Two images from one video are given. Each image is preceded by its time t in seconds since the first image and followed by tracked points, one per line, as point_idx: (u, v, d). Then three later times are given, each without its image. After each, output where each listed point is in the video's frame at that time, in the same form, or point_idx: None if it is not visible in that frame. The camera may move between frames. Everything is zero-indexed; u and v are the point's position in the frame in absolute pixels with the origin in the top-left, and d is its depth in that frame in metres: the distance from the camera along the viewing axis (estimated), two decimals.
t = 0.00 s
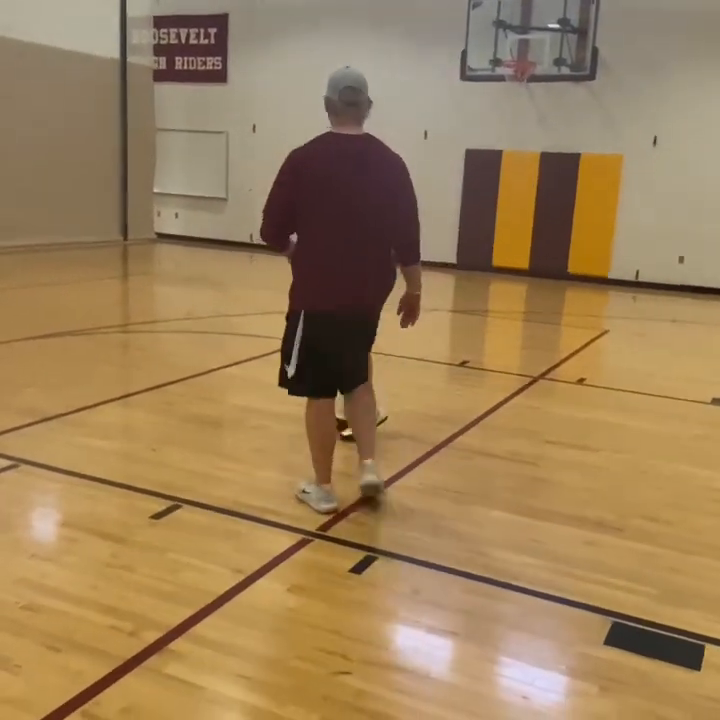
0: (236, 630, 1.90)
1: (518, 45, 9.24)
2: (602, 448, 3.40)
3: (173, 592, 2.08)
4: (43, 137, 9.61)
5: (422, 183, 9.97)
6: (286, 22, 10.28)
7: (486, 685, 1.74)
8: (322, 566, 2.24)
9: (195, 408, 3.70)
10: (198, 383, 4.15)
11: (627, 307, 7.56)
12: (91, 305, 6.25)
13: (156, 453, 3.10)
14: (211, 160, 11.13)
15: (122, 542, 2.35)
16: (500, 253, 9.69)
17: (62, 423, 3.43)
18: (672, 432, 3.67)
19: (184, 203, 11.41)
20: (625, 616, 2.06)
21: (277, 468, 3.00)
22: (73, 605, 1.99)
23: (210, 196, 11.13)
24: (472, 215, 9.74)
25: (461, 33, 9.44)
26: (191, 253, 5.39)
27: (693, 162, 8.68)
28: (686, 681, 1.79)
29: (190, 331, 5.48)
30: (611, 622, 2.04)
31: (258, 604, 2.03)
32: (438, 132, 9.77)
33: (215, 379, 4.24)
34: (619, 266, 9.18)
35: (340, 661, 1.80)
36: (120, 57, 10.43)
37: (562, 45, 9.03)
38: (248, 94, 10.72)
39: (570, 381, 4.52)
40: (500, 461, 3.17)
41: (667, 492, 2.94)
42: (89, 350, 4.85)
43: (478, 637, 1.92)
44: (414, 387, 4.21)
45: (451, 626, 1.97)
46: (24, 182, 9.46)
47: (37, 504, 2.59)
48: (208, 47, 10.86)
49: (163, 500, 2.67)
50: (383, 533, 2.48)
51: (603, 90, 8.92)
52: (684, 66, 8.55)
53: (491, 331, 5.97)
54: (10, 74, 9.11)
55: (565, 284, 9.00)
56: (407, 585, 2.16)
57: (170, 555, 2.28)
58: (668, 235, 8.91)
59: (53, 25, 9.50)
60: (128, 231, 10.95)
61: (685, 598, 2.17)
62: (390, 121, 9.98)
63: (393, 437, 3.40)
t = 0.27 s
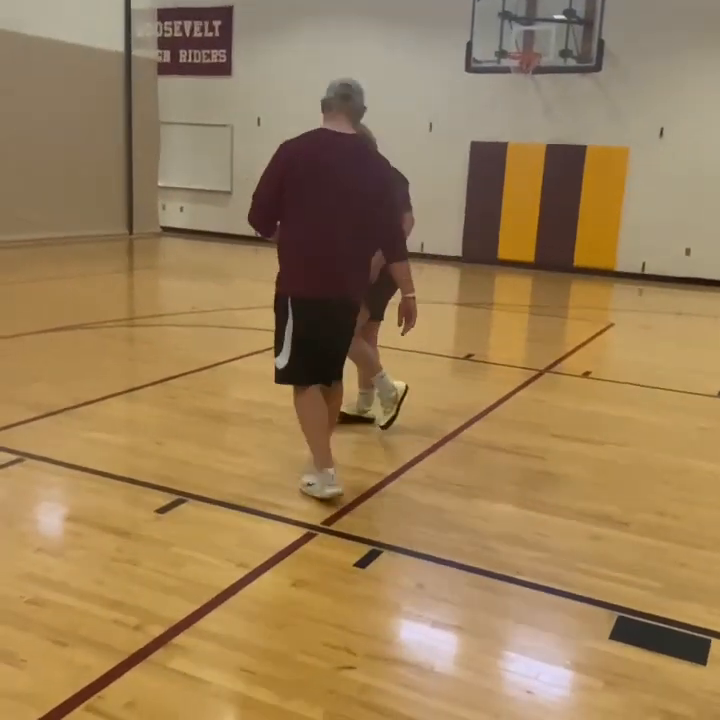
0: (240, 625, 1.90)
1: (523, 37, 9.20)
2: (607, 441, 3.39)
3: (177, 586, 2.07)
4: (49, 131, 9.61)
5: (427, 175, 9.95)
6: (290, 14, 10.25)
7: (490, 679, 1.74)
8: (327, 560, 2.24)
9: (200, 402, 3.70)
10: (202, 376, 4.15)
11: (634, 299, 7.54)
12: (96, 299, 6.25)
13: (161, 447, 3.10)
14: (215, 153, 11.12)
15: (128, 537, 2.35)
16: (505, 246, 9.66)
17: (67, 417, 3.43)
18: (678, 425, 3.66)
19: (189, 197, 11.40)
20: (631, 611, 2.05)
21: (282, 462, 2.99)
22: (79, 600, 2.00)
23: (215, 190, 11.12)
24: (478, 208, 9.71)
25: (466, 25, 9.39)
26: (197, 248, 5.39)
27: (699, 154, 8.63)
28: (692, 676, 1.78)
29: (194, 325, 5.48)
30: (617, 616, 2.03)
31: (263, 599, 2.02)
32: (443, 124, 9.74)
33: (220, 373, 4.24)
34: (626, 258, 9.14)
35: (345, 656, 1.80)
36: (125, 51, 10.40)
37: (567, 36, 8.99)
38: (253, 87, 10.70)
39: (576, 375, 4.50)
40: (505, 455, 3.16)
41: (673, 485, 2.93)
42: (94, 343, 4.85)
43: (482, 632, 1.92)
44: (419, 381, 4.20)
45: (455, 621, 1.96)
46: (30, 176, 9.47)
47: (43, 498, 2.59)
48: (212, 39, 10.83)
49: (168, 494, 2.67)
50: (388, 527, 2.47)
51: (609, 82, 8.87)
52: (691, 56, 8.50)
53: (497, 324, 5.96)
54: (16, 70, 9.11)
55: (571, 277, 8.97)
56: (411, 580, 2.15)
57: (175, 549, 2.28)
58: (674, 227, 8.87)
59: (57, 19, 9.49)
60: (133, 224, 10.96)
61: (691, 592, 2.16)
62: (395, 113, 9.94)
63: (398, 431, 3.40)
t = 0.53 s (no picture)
0: (248, 621, 1.91)
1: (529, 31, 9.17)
2: (615, 436, 3.38)
3: (186, 583, 2.08)
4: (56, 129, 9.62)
5: (433, 171, 9.93)
6: (296, 9, 10.23)
7: (499, 675, 1.74)
8: (334, 557, 2.24)
9: (206, 398, 3.70)
10: (209, 373, 4.16)
11: (641, 294, 7.51)
12: (103, 296, 6.26)
13: (168, 444, 3.11)
14: (221, 150, 11.11)
15: (135, 533, 2.36)
16: (512, 241, 9.64)
17: (75, 414, 3.44)
18: (686, 420, 3.65)
19: (195, 194, 11.39)
20: (639, 607, 2.04)
21: (289, 458, 3.00)
22: (88, 597, 2.00)
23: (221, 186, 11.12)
24: (484, 203, 9.68)
25: (471, 20, 9.37)
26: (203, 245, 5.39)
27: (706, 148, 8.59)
28: (700, 672, 1.78)
29: (201, 321, 5.49)
30: (625, 612, 2.03)
31: (272, 595, 2.03)
32: (450, 120, 9.71)
33: (227, 369, 4.24)
34: (633, 252, 9.10)
35: (353, 652, 1.80)
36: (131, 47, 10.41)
37: (574, 30, 8.95)
38: (258, 83, 10.68)
39: (583, 369, 4.49)
40: (512, 450, 3.15)
41: (680, 481, 2.92)
42: (101, 341, 4.86)
43: (491, 628, 1.92)
44: (426, 376, 4.20)
45: (464, 617, 1.96)
46: (37, 174, 9.48)
47: (52, 495, 2.60)
48: (218, 36, 10.82)
49: (175, 491, 2.67)
50: (396, 523, 2.47)
51: (616, 76, 8.83)
52: (698, 49, 8.45)
53: (503, 320, 5.94)
54: (23, 67, 9.12)
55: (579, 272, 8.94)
56: (419, 576, 2.15)
57: (183, 546, 2.28)
58: (682, 221, 8.83)
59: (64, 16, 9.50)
60: (140, 221, 10.97)
61: (700, 587, 2.16)
62: (401, 109, 9.92)
63: (405, 427, 3.39)
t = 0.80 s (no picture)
0: (258, 619, 1.91)
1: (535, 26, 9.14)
2: (623, 432, 3.37)
3: (195, 580, 2.08)
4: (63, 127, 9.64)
5: (439, 166, 9.91)
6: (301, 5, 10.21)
7: (508, 672, 1.73)
8: (343, 554, 2.24)
9: (214, 396, 3.70)
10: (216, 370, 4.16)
11: (649, 289, 7.48)
12: (110, 294, 6.27)
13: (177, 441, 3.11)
14: (227, 147, 11.11)
15: (145, 530, 2.37)
16: (519, 236, 9.61)
17: (83, 412, 3.45)
18: (695, 416, 3.63)
19: (202, 191, 11.40)
20: (649, 603, 2.04)
21: (298, 456, 2.99)
22: (97, 595, 2.01)
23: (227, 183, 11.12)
24: (491, 198, 9.66)
25: (477, 15, 9.34)
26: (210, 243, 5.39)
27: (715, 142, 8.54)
28: (712, 669, 1.77)
29: (208, 319, 5.49)
30: (635, 609, 2.02)
31: (281, 593, 2.03)
32: (456, 115, 9.68)
33: (234, 367, 4.25)
34: (641, 247, 9.06)
35: (363, 649, 1.80)
36: (137, 45, 10.40)
37: (580, 24, 8.91)
38: (264, 80, 10.67)
39: (591, 365, 4.48)
40: (521, 447, 3.15)
41: (690, 476, 2.91)
42: (109, 339, 4.87)
43: (500, 625, 1.92)
44: (433, 373, 4.19)
45: (473, 614, 1.96)
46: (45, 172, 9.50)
47: (61, 493, 2.61)
48: (223, 32, 10.81)
49: (184, 488, 2.67)
50: (404, 521, 2.47)
51: (623, 70, 8.79)
52: (706, 42, 8.39)
53: (510, 316, 5.93)
54: (30, 66, 9.13)
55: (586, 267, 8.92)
56: (428, 573, 2.15)
57: (192, 543, 2.29)
58: (690, 215, 8.78)
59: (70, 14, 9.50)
60: (148, 219, 10.99)
61: (711, 584, 2.15)
62: (406, 105, 9.89)
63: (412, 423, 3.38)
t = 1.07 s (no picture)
0: (267, 616, 1.90)
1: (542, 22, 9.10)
2: (632, 428, 3.35)
3: (205, 577, 2.08)
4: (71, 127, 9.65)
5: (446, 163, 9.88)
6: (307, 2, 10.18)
7: (518, 669, 1.73)
8: (352, 551, 2.23)
9: (222, 394, 3.70)
10: (224, 368, 4.16)
11: (657, 285, 7.45)
12: (118, 292, 6.28)
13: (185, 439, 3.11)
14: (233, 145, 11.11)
15: (154, 528, 2.37)
16: (526, 233, 9.58)
17: (91, 410, 3.46)
18: (704, 411, 3.61)
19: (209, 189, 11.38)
20: (660, 600, 2.02)
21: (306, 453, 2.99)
22: (107, 593, 2.01)
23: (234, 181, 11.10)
24: (498, 195, 9.63)
25: (483, 11, 9.30)
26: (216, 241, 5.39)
27: None
28: None
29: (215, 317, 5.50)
30: (645, 605, 2.01)
31: (290, 590, 2.02)
32: (462, 112, 9.66)
33: (242, 364, 4.25)
34: (649, 243, 9.02)
35: (372, 646, 1.79)
36: (144, 44, 10.40)
37: (587, 19, 8.87)
38: (270, 78, 10.65)
39: (599, 362, 4.46)
40: (529, 443, 3.14)
41: (699, 472, 2.89)
42: (116, 337, 4.88)
43: (509, 622, 1.91)
44: (441, 370, 4.18)
45: (482, 611, 1.95)
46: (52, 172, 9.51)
47: (69, 491, 2.61)
48: (229, 31, 10.79)
49: (192, 486, 2.67)
50: (413, 518, 2.46)
51: (630, 66, 8.75)
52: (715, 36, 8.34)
53: (518, 312, 5.91)
54: (37, 65, 9.14)
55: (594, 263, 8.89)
56: (437, 570, 2.14)
57: (201, 541, 2.29)
58: (698, 211, 8.74)
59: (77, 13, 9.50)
60: (155, 218, 11.00)
61: None
62: (413, 102, 9.86)
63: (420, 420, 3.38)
